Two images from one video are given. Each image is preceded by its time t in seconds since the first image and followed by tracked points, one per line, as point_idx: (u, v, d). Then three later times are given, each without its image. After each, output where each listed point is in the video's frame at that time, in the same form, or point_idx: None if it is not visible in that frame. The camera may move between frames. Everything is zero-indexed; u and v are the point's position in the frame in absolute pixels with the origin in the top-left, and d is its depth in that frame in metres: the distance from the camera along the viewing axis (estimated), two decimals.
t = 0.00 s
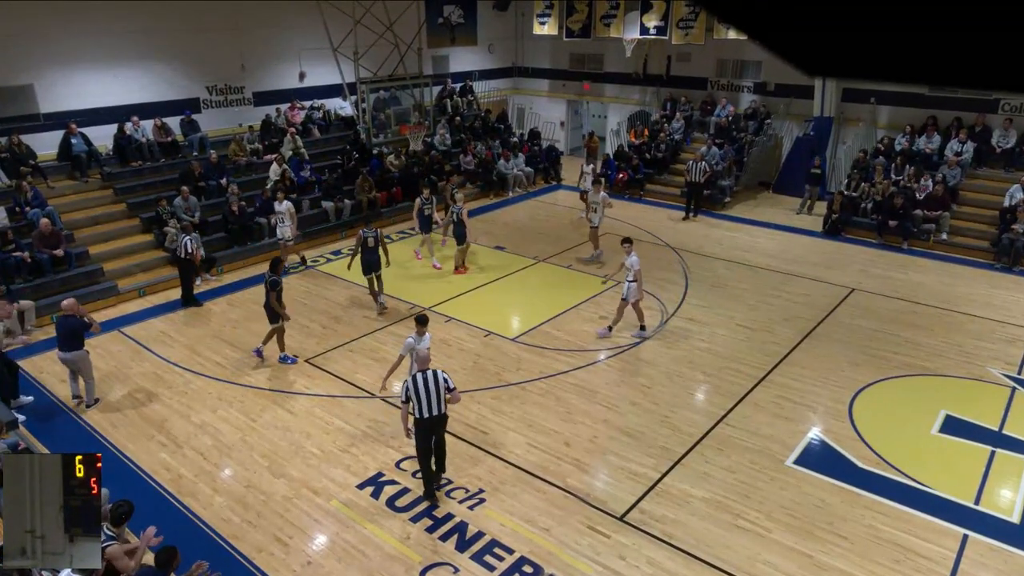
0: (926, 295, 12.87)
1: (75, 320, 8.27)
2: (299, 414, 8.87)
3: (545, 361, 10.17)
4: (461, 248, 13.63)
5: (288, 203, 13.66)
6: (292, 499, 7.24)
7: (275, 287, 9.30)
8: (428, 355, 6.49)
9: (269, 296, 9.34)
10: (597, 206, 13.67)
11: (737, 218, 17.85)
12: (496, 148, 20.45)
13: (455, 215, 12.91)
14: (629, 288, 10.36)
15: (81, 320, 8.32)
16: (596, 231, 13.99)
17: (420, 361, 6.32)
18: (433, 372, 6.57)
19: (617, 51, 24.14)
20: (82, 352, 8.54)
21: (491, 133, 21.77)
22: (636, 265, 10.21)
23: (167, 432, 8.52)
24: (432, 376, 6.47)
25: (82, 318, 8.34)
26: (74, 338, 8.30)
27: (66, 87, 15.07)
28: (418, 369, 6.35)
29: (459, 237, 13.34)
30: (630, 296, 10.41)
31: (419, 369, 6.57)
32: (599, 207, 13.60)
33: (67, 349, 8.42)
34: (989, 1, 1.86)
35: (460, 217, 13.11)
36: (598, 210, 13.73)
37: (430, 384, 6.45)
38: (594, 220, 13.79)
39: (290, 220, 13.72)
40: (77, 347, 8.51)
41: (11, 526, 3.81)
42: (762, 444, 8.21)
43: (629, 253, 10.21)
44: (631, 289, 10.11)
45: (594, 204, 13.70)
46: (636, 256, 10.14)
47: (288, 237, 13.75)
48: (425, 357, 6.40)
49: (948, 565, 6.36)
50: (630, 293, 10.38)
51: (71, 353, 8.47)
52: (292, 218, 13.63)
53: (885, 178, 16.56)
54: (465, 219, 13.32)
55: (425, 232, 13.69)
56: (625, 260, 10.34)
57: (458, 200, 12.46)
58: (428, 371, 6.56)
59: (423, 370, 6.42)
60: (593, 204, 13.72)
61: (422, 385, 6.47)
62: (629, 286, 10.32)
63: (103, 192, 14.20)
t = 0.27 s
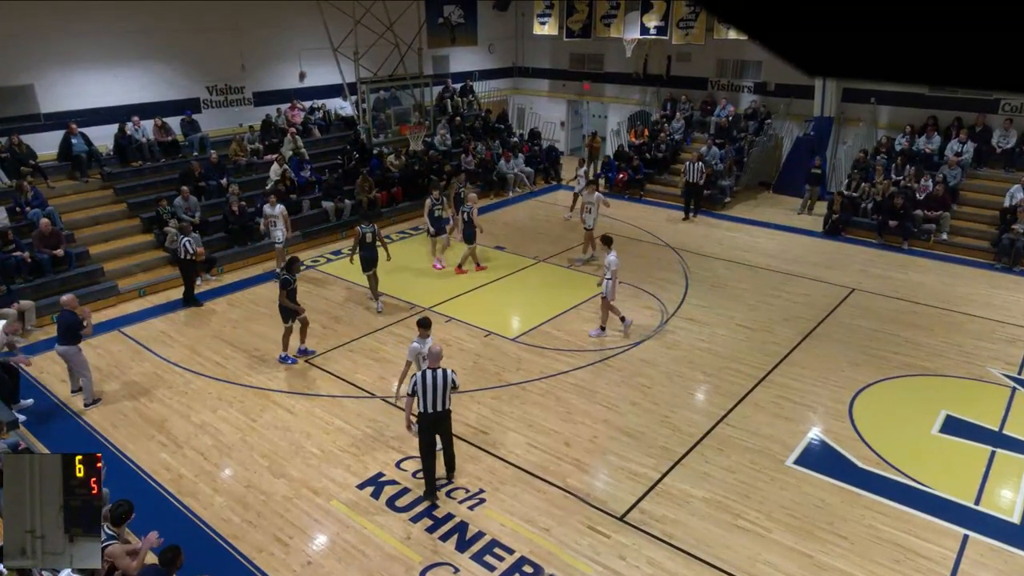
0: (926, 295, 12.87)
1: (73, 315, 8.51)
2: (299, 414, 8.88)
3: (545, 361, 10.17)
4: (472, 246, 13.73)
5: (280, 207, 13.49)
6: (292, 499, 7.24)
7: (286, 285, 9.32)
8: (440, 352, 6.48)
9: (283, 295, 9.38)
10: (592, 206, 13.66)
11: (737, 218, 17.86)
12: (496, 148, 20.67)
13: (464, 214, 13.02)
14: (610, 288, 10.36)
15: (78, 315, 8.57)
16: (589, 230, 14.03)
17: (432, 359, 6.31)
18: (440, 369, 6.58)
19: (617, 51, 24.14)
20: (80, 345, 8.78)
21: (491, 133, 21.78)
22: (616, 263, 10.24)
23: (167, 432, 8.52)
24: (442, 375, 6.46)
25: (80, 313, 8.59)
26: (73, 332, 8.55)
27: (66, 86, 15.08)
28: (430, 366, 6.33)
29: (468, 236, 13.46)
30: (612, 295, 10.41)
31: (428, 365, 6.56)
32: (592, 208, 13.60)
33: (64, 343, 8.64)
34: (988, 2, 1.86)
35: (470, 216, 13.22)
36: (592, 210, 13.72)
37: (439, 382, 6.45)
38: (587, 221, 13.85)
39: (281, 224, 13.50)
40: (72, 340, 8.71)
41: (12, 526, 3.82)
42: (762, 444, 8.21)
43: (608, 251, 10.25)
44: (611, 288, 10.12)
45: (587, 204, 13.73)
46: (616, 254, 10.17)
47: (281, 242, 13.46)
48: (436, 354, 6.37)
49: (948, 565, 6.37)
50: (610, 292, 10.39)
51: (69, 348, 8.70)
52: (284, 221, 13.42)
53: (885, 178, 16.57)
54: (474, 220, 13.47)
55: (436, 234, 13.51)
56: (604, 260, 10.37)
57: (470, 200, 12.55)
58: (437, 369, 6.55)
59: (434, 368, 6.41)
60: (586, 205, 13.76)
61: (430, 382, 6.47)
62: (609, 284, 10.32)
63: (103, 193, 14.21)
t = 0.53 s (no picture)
0: (927, 295, 12.88)
1: (71, 309, 8.64)
2: (299, 414, 8.88)
3: (545, 362, 10.18)
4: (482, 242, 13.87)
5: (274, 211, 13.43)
6: (292, 499, 7.24)
7: (303, 283, 9.35)
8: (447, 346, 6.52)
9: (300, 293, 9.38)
10: (587, 208, 13.66)
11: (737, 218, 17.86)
12: (496, 147, 20.89)
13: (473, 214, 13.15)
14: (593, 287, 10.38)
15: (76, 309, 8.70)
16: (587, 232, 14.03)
17: (439, 352, 6.35)
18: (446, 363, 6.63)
19: (618, 51, 24.15)
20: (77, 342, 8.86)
21: (491, 134, 21.79)
22: (598, 262, 10.25)
23: (168, 432, 8.53)
24: (450, 369, 6.52)
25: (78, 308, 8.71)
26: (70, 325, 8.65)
27: (66, 87, 15.08)
28: (438, 361, 6.37)
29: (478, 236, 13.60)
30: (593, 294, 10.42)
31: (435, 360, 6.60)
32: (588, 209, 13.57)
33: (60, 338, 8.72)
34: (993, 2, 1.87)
35: (480, 215, 13.34)
36: (587, 211, 13.72)
37: (445, 375, 6.50)
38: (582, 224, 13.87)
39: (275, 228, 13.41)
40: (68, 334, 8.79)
41: (12, 526, 3.82)
42: (762, 444, 8.22)
43: (590, 250, 10.27)
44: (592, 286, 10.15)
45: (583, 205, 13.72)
46: (596, 252, 10.18)
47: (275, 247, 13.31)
48: (444, 348, 6.41)
49: (948, 565, 6.37)
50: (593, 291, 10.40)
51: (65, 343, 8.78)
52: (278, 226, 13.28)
53: (885, 178, 16.57)
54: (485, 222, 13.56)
55: (449, 238, 13.26)
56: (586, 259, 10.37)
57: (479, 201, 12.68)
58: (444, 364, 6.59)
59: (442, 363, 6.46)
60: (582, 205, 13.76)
61: (437, 375, 6.51)
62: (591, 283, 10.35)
63: (103, 193, 14.22)
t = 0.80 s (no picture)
0: (927, 295, 12.88)
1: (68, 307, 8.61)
2: (299, 414, 8.88)
3: (545, 362, 10.18)
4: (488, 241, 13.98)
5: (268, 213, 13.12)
6: (292, 499, 7.24)
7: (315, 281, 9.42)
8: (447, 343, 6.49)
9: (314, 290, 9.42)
10: (585, 209, 13.63)
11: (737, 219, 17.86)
12: (497, 147, 20.94)
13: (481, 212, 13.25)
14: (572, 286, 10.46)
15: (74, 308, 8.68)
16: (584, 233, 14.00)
17: (438, 350, 6.32)
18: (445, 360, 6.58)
19: (618, 51, 24.15)
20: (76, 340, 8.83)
21: (491, 134, 21.79)
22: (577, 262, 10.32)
23: (168, 432, 8.53)
24: (450, 365, 6.49)
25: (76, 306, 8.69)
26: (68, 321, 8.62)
27: (66, 87, 15.09)
28: (437, 358, 6.35)
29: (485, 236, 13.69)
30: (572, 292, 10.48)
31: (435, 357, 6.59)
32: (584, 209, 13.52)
33: (58, 336, 8.71)
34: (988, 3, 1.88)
35: (487, 214, 13.43)
36: (585, 212, 13.69)
37: (445, 373, 6.48)
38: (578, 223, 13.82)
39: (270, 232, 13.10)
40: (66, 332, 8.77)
41: (11, 526, 3.82)
42: (762, 444, 8.22)
43: (570, 249, 10.31)
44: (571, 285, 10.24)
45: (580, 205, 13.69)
46: (576, 250, 10.24)
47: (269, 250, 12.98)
48: (442, 347, 6.35)
49: (948, 565, 6.37)
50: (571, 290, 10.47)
51: (64, 341, 8.76)
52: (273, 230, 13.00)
53: (886, 178, 16.57)
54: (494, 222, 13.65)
55: (459, 242, 13.08)
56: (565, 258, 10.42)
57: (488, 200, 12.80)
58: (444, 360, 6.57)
59: (442, 360, 6.44)
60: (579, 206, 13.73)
61: (437, 373, 6.49)
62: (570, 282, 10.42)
63: (103, 193, 14.23)
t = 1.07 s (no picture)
0: (927, 295, 12.88)
1: (66, 307, 8.59)
2: (299, 414, 8.88)
3: (545, 362, 10.17)
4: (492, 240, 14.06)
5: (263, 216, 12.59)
6: (292, 499, 7.24)
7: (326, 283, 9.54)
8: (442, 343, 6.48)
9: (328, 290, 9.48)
10: (581, 209, 13.59)
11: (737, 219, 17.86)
12: (497, 147, 20.98)
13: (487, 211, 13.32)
14: (557, 284, 10.51)
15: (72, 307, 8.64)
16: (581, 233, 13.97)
17: (434, 350, 6.34)
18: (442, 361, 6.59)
19: (618, 51, 24.16)
20: (76, 339, 8.82)
21: (491, 134, 21.80)
22: (562, 260, 10.35)
23: (168, 432, 8.53)
24: (444, 366, 6.48)
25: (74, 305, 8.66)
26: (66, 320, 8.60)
27: (66, 86, 15.09)
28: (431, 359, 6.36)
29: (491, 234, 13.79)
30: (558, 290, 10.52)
31: (430, 357, 6.59)
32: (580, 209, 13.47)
33: (59, 335, 8.70)
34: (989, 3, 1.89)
35: (492, 212, 13.50)
36: (581, 212, 13.66)
37: (440, 373, 6.48)
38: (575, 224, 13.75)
39: (265, 240, 12.68)
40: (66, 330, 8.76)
41: (11, 526, 3.82)
42: (762, 444, 8.22)
43: (555, 247, 10.33)
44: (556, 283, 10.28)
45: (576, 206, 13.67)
46: (561, 249, 10.26)
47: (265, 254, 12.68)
48: (438, 347, 6.36)
49: (948, 565, 6.37)
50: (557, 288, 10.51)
51: (65, 340, 8.77)
52: (269, 238, 12.61)
53: (886, 178, 16.58)
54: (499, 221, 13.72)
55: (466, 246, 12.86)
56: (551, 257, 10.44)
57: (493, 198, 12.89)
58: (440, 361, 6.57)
59: (436, 360, 6.45)
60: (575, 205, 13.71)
61: (432, 373, 6.49)
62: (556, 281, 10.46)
63: (103, 193, 14.23)
